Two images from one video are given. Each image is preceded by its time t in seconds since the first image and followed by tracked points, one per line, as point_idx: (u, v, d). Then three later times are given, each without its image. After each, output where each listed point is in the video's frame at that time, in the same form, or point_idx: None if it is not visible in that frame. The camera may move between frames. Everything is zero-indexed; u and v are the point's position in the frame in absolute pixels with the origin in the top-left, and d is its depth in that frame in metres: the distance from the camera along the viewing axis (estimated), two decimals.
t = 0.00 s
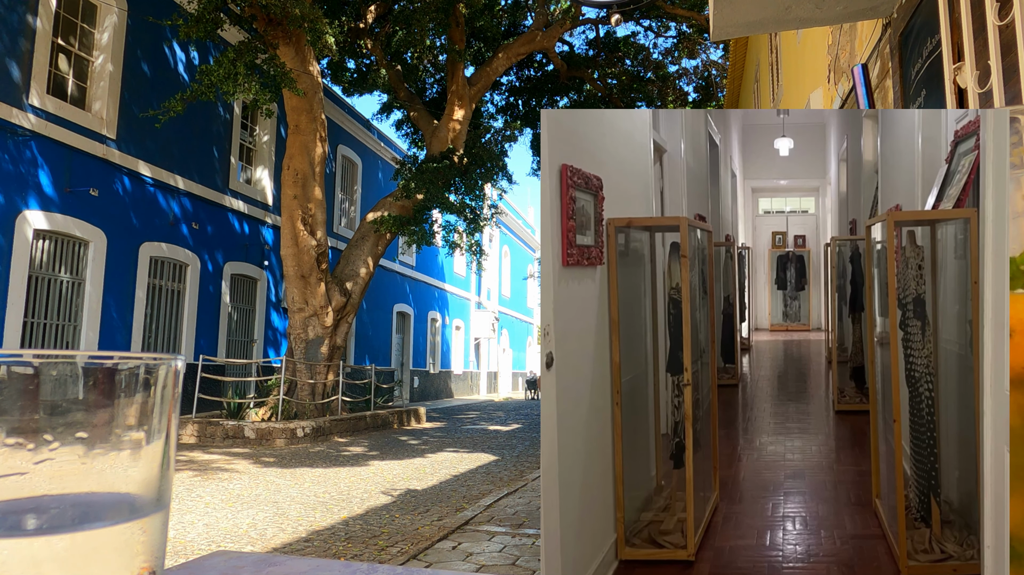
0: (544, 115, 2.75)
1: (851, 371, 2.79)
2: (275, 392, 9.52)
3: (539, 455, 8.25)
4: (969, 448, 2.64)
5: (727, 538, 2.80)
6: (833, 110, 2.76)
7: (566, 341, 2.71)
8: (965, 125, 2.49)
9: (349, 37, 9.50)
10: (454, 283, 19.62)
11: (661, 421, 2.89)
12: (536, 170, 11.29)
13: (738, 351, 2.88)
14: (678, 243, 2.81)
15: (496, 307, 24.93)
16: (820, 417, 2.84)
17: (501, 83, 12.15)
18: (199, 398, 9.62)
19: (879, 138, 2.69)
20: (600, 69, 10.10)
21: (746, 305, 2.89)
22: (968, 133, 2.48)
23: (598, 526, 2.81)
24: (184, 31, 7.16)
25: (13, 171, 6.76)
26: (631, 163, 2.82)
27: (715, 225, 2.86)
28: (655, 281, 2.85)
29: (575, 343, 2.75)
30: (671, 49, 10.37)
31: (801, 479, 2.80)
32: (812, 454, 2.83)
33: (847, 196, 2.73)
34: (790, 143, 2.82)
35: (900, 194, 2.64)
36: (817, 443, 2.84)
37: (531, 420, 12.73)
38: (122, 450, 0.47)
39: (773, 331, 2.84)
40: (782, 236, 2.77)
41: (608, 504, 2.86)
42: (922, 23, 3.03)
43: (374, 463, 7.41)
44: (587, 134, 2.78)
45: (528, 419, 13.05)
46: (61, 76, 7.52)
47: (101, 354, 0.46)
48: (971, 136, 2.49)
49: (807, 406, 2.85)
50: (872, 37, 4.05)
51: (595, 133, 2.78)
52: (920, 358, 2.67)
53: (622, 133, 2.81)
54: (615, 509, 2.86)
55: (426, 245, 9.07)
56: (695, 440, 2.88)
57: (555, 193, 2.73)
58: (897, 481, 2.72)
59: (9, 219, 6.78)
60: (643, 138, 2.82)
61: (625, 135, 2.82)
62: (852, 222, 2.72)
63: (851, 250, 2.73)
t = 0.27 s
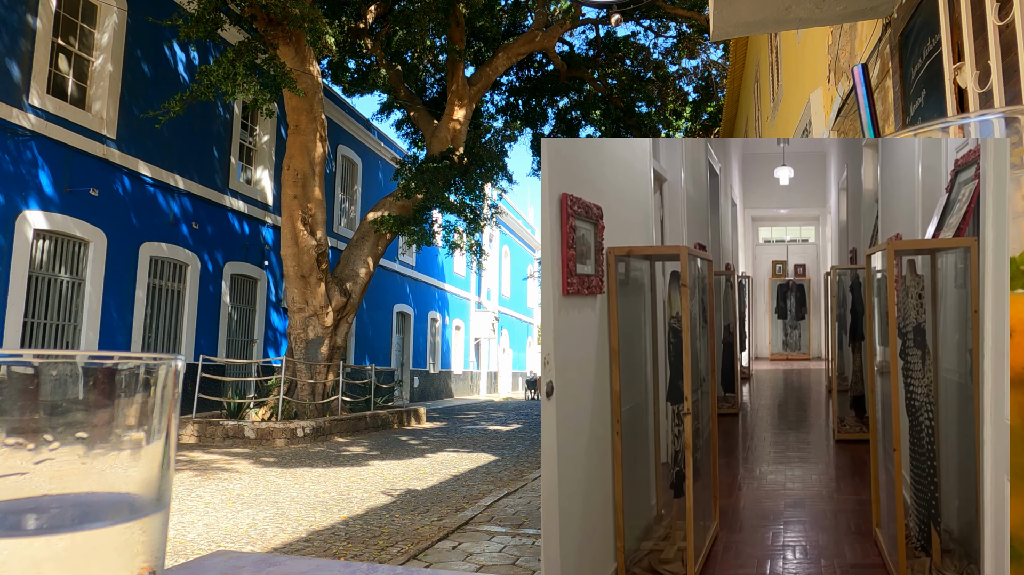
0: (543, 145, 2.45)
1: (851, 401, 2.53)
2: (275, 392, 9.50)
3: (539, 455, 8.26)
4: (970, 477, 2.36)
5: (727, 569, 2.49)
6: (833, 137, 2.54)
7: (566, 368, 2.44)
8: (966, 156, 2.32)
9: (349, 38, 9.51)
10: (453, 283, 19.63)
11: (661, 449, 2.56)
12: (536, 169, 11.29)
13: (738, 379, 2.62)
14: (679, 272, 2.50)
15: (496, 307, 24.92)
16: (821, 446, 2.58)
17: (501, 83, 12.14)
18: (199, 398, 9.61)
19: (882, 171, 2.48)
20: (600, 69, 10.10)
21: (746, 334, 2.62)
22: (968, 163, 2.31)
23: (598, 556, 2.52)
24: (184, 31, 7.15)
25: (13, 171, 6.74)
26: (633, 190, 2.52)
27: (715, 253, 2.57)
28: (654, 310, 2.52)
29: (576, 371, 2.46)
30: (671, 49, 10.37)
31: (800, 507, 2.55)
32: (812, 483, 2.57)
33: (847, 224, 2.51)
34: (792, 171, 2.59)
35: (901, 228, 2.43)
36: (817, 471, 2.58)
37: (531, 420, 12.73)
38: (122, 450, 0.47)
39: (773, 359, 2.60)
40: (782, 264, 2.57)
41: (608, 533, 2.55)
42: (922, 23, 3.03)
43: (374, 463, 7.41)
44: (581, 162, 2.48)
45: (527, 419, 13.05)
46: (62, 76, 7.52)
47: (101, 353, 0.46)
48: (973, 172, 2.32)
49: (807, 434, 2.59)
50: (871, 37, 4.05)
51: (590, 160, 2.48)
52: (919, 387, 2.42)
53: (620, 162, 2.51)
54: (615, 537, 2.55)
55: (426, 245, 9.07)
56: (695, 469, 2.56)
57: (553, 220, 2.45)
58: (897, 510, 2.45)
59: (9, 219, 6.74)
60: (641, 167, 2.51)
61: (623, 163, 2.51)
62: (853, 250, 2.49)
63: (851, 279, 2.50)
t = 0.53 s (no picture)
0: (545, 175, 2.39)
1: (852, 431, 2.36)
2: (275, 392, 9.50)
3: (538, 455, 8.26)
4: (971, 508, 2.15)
5: None
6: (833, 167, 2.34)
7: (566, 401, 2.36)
8: (966, 184, 2.08)
9: (349, 37, 9.51)
10: (453, 283, 19.63)
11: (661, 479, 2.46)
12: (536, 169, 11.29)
13: (738, 410, 2.47)
14: (679, 303, 2.39)
15: (495, 306, 24.93)
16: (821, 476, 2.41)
17: (501, 82, 12.14)
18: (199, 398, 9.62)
19: (884, 198, 2.27)
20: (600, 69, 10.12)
21: (746, 363, 2.48)
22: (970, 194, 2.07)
23: None
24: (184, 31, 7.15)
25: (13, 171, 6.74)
26: (633, 222, 2.43)
27: (717, 282, 2.46)
28: (654, 339, 2.41)
29: (575, 401, 2.38)
30: (671, 49, 10.38)
31: (802, 537, 2.40)
32: (813, 513, 2.41)
33: (848, 252, 2.34)
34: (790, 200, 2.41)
35: (902, 254, 2.22)
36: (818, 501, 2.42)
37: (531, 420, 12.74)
38: (122, 450, 0.47)
39: (775, 391, 2.45)
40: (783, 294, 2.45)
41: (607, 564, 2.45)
42: (922, 23, 3.03)
43: (374, 463, 7.41)
44: (588, 190, 2.40)
45: (528, 419, 13.05)
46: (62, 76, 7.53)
47: (100, 353, 0.46)
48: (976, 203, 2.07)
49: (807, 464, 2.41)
50: (871, 37, 4.05)
51: (595, 190, 2.40)
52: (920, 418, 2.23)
53: (622, 189, 2.42)
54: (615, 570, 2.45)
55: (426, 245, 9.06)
56: (696, 498, 2.44)
57: (553, 252, 2.38)
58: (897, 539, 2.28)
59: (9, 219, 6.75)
60: (644, 193, 2.42)
61: (625, 191, 2.42)
62: (852, 280, 2.35)
63: (850, 310, 2.35)
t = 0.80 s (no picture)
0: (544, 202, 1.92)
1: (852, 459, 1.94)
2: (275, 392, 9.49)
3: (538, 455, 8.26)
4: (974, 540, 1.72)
5: None
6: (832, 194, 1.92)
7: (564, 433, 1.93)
8: (965, 213, 1.64)
9: (349, 37, 9.52)
10: (453, 283, 19.64)
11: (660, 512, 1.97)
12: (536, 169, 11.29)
13: (738, 438, 1.99)
14: (678, 330, 1.93)
15: (496, 307, 24.92)
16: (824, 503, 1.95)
17: (501, 83, 12.15)
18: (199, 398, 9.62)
19: (882, 224, 1.86)
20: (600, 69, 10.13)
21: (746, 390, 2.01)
22: (970, 224, 1.64)
23: None
24: (184, 31, 7.15)
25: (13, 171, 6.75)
26: (631, 249, 1.97)
27: (717, 310, 1.98)
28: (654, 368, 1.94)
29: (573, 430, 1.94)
30: (671, 49, 10.39)
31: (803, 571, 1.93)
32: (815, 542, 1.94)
33: (848, 279, 1.93)
34: (791, 230, 2.00)
35: (902, 284, 1.82)
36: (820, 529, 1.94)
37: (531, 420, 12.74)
38: (123, 450, 0.47)
39: (774, 420, 2.02)
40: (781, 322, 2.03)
41: None
42: (922, 23, 3.03)
43: (374, 463, 7.42)
44: (581, 217, 1.93)
45: (528, 419, 13.05)
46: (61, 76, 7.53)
47: (100, 354, 0.46)
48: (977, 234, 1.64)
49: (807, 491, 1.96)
50: (871, 37, 4.05)
51: (589, 215, 1.93)
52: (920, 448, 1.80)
53: (622, 216, 1.95)
54: None
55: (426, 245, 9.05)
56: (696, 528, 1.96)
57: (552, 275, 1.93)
58: None
59: (9, 219, 6.76)
60: (642, 219, 1.95)
61: (624, 218, 1.95)
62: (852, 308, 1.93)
63: (850, 338, 1.92)
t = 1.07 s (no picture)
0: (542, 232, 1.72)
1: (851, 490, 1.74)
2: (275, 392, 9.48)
3: (538, 455, 8.27)
4: None
5: None
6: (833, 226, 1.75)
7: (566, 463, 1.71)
8: (966, 240, 1.44)
9: (349, 37, 9.51)
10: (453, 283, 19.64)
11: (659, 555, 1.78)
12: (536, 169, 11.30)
13: (737, 466, 1.83)
14: (678, 361, 1.76)
15: (496, 306, 24.91)
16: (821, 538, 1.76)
17: (500, 83, 12.13)
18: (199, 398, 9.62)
19: (883, 250, 1.66)
20: (600, 69, 10.09)
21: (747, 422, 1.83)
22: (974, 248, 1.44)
23: None
24: (184, 31, 7.14)
25: (13, 171, 6.74)
26: (631, 278, 1.79)
27: (717, 339, 1.83)
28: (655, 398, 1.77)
29: (576, 459, 1.72)
30: (671, 49, 10.38)
31: None
32: None
33: (847, 308, 1.73)
34: (793, 257, 1.81)
35: (902, 313, 1.62)
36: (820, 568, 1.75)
37: (531, 420, 12.74)
38: (122, 450, 0.47)
39: (775, 452, 1.83)
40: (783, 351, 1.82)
41: None
42: (922, 23, 3.03)
43: (374, 463, 7.41)
44: (577, 243, 1.74)
45: (527, 419, 13.06)
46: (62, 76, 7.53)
47: (101, 354, 0.46)
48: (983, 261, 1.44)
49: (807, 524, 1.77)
50: (871, 37, 4.05)
51: (588, 243, 1.74)
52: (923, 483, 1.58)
53: (622, 242, 1.76)
54: None
55: (426, 245, 9.04)
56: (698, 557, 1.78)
57: (551, 305, 1.75)
58: None
59: (9, 219, 6.75)
60: (643, 247, 1.78)
61: (625, 245, 1.77)
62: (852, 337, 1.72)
63: (849, 370, 1.72)
